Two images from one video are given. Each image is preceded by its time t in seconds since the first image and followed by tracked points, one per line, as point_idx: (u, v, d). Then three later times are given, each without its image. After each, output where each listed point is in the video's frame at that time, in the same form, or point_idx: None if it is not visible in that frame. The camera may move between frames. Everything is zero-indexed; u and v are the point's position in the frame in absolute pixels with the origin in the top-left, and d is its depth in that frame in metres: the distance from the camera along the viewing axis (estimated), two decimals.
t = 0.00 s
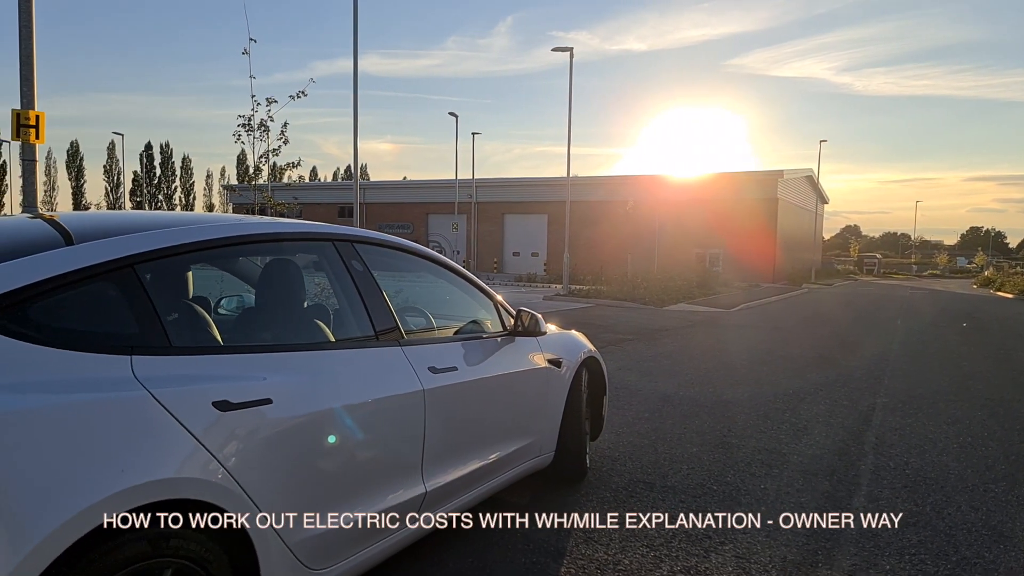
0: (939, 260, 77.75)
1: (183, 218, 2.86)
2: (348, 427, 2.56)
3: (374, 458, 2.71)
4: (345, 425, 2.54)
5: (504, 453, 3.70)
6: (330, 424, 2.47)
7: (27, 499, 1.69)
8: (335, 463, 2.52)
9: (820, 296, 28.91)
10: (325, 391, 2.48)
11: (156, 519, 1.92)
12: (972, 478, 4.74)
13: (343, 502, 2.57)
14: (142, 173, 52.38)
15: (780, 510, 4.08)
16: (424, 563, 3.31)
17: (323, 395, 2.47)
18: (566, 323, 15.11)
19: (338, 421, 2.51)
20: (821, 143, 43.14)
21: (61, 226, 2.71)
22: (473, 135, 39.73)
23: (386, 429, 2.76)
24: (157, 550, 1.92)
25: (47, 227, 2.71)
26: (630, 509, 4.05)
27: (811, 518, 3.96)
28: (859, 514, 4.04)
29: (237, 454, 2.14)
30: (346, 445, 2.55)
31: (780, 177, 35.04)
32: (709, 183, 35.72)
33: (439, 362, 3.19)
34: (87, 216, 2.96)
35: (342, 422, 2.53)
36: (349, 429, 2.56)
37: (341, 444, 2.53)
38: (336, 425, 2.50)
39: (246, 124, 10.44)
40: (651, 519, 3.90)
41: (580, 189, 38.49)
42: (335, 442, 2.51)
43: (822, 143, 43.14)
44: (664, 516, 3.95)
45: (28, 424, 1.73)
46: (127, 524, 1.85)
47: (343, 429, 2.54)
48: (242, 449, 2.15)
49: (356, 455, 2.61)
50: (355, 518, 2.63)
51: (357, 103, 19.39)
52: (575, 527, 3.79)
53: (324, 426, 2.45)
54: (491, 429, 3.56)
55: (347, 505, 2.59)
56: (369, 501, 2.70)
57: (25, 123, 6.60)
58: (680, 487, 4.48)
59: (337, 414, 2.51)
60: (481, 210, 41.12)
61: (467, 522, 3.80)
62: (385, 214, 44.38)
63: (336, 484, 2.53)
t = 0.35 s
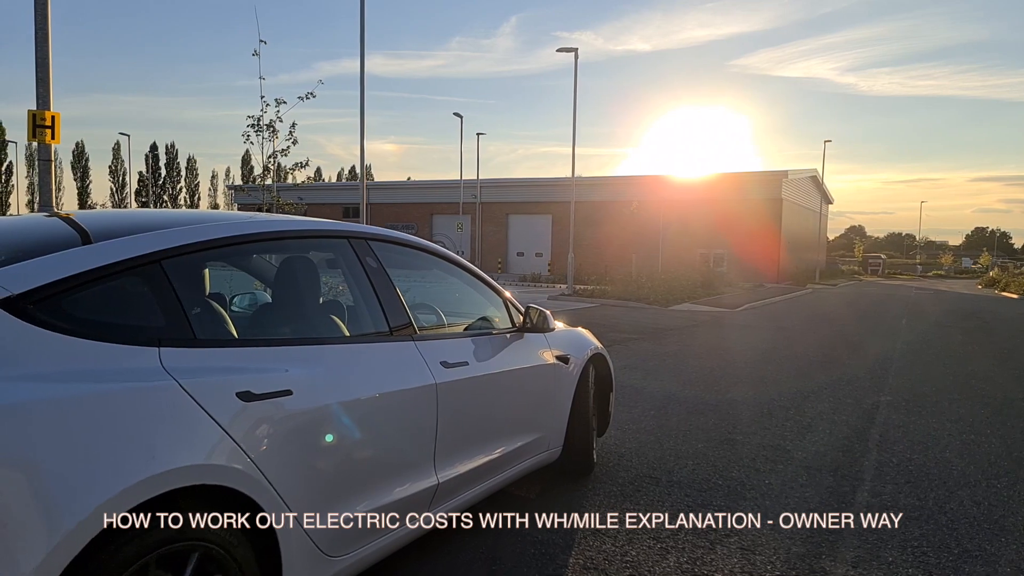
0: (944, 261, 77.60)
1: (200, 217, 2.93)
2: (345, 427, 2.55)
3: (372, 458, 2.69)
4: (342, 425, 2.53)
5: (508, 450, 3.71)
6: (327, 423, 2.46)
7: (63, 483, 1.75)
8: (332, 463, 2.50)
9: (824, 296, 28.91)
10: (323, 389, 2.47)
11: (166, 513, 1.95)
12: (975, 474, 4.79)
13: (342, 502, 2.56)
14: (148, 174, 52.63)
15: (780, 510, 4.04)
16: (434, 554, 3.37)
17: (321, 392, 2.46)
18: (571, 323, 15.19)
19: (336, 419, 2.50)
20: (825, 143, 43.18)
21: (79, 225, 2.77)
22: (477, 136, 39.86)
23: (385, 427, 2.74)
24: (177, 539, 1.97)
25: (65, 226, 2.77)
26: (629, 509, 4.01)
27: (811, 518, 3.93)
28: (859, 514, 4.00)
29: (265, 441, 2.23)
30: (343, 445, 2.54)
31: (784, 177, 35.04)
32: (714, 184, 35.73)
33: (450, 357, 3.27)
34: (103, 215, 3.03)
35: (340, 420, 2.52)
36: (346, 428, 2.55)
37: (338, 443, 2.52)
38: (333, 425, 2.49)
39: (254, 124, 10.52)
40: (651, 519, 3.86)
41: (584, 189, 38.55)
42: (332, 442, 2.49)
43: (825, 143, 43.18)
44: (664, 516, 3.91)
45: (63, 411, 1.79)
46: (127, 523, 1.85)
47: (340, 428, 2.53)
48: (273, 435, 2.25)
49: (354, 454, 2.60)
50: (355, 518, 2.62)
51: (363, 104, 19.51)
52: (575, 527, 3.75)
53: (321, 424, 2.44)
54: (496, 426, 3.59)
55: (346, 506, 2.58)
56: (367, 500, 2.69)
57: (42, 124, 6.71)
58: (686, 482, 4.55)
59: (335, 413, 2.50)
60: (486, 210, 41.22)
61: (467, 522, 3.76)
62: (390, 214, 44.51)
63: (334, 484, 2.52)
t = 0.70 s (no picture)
0: (947, 261, 77.54)
1: (211, 216, 3.00)
2: (344, 428, 2.56)
3: (371, 458, 2.71)
4: (341, 425, 2.55)
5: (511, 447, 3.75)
6: (326, 424, 2.48)
7: (91, 473, 1.80)
8: (331, 464, 2.51)
9: (827, 296, 28.94)
10: (322, 389, 2.48)
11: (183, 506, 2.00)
12: (975, 471, 4.85)
13: (343, 502, 2.57)
14: (151, 174, 52.81)
15: (780, 510, 4.03)
16: (443, 547, 3.43)
17: (322, 393, 2.48)
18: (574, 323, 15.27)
19: (335, 420, 2.52)
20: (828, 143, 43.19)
21: (92, 226, 2.83)
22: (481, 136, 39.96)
23: (384, 428, 2.76)
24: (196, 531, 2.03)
25: (79, 227, 2.83)
26: (631, 509, 3.99)
27: (810, 518, 3.91)
28: (858, 513, 3.99)
29: (280, 435, 2.30)
30: (342, 446, 2.55)
31: (788, 177, 35.06)
32: (717, 184, 35.74)
33: (459, 353, 3.34)
34: (116, 215, 3.08)
35: (339, 421, 2.54)
36: (345, 429, 2.56)
37: (337, 444, 2.53)
38: (332, 426, 2.51)
39: (262, 124, 10.64)
40: (651, 519, 3.84)
41: (587, 189, 38.61)
42: (331, 443, 2.51)
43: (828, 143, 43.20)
44: (664, 516, 3.89)
45: (91, 403, 1.85)
46: (128, 524, 1.86)
47: (339, 429, 2.54)
48: (296, 423, 2.35)
49: (353, 455, 2.61)
50: (355, 518, 2.64)
51: (367, 104, 19.60)
52: (575, 527, 3.73)
53: (320, 425, 2.46)
54: (501, 424, 3.64)
55: (347, 506, 2.59)
56: (367, 501, 2.71)
57: (54, 125, 6.79)
58: (690, 477, 4.61)
59: (334, 414, 2.51)
60: (489, 211, 41.31)
61: (467, 522, 3.75)
62: (393, 214, 44.62)
63: (334, 484, 2.53)
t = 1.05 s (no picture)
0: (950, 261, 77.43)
1: (223, 216, 3.05)
2: (344, 428, 2.56)
3: (369, 459, 2.69)
4: (340, 426, 2.53)
5: (514, 445, 3.77)
6: (325, 423, 2.47)
7: (118, 467, 1.87)
8: (330, 464, 2.50)
9: (830, 296, 28.96)
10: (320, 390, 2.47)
11: (204, 499, 2.06)
12: (978, 469, 4.89)
13: (344, 501, 2.57)
14: (155, 174, 52.96)
15: (779, 510, 4.03)
16: (453, 542, 3.48)
17: (321, 392, 2.47)
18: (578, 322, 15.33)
19: (334, 420, 2.51)
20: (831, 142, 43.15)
21: (108, 228, 2.88)
22: (484, 136, 40.03)
23: (385, 428, 2.76)
24: (217, 522, 2.09)
25: (94, 229, 2.88)
26: (631, 509, 3.99)
27: (810, 518, 3.91)
28: (858, 514, 3.98)
29: (290, 432, 2.33)
30: (341, 445, 2.54)
31: (791, 177, 35.06)
32: (720, 183, 35.74)
33: (468, 352, 3.40)
34: (130, 216, 3.14)
35: (337, 422, 2.53)
36: (343, 429, 2.55)
37: (336, 444, 2.51)
38: (331, 426, 2.50)
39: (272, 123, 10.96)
40: (650, 519, 3.84)
41: (590, 189, 38.65)
42: (329, 442, 2.49)
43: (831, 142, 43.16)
44: (663, 516, 3.89)
45: (118, 400, 1.91)
46: (127, 524, 1.86)
47: (338, 430, 2.53)
48: (311, 418, 2.41)
49: (353, 455, 2.60)
50: (355, 518, 2.63)
51: (372, 104, 19.68)
52: (576, 527, 3.73)
53: (319, 424, 2.45)
54: (505, 422, 3.67)
55: (348, 506, 2.58)
56: (367, 500, 2.70)
57: (66, 127, 6.87)
58: (695, 475, 4.67)
59: (332, 415, 2.50)
60: (492, 211, 41.38)
61: (467, 522, 3.74)
62: (396, 214, 44.70)
63: (334, 484, 2.52)
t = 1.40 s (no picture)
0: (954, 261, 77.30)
1: (235, 215, 3.08)
2: (341, 428, 2.52)
3: (367, 460, 2.65)
4: (337, 426, 2.50)
5: (519, 443, 3.77)
6: (321, 424, 2.43)
7: (140, 460, 1.90)
8: (328, 465, 2.46)
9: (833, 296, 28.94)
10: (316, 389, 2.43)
11: (220, 495, 2.09)
12: (983, 467, 4.91)
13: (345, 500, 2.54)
14: (159, 174, 53.11)
15: (777, 510, 4.02)
16: (463, 538, 3.51)
17: (316, 392, 2.43)
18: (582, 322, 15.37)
19: (330, 420, 2.47)
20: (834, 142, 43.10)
21: (121, 227, 2.92)
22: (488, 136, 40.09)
23: (392, 426, 2.77)
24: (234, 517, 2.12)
25: (107, 229, 2.92)
26: (629, 509, 3.98)
27: (810, 518, 3.90)
28: (858, 513, 3.97)
29: (306, 427, 2.36)
30: (338, 446, 2.50)
31: (794, 177, 35.06)
32: (722, 183, 35.76)
33: (477, 350, 3.44)
34: (142, 216, 3.17)
35: (334, 421, 2.49)
36: (341, 429, 2.52)
37: (333, 444, 2.47)
38: (327, 426, 2.46)
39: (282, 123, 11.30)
40: (650, 519, 3.82)
41: (594, 189, 38.68)
42: (326, 443, 2.45)
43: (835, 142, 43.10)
44: (664, 515, 3.88)
45: (140, 394, 1.95)
46: (128, 529, 1.86)
47: (335, 430, 2.49)
48: (319, 414, 2.42)
49: (351, 455, 2.57)
50: (356, 517, 2.60)
51: (377, 103, 19.75)
52: (578, 527, 3.72)
53: (315, 423, 2.41)
54: (513, 420, 3.69)
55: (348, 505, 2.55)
56: (369, 500, 2.68)
57: (76, 127, 6.91)
58: (701, 473, 4.70)
59: (328, 414, 2.46)
60: (495, 211, 41.43)
61: (467, 522, 3.72)
62: (399, 214, 44.77)
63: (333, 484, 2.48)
